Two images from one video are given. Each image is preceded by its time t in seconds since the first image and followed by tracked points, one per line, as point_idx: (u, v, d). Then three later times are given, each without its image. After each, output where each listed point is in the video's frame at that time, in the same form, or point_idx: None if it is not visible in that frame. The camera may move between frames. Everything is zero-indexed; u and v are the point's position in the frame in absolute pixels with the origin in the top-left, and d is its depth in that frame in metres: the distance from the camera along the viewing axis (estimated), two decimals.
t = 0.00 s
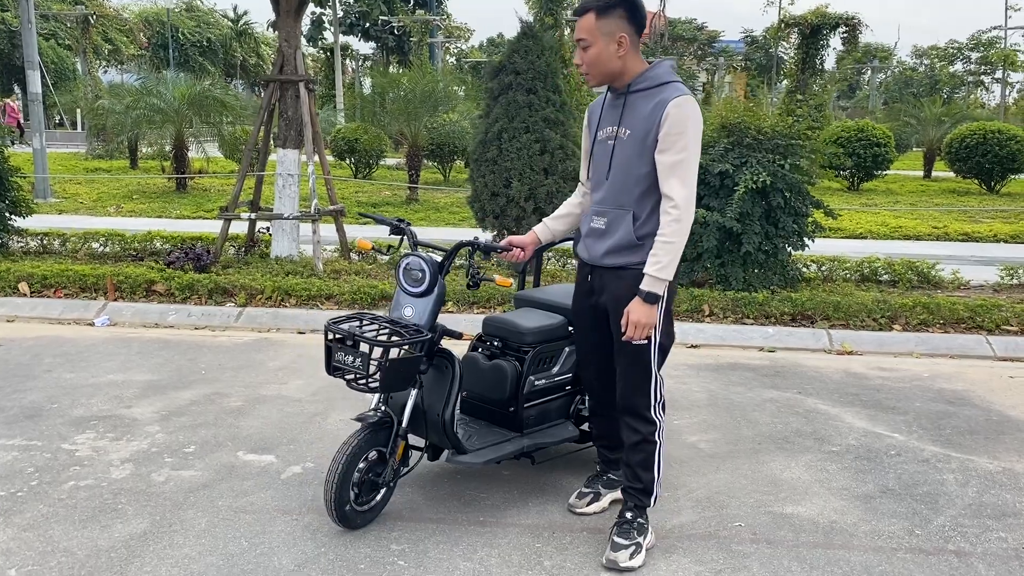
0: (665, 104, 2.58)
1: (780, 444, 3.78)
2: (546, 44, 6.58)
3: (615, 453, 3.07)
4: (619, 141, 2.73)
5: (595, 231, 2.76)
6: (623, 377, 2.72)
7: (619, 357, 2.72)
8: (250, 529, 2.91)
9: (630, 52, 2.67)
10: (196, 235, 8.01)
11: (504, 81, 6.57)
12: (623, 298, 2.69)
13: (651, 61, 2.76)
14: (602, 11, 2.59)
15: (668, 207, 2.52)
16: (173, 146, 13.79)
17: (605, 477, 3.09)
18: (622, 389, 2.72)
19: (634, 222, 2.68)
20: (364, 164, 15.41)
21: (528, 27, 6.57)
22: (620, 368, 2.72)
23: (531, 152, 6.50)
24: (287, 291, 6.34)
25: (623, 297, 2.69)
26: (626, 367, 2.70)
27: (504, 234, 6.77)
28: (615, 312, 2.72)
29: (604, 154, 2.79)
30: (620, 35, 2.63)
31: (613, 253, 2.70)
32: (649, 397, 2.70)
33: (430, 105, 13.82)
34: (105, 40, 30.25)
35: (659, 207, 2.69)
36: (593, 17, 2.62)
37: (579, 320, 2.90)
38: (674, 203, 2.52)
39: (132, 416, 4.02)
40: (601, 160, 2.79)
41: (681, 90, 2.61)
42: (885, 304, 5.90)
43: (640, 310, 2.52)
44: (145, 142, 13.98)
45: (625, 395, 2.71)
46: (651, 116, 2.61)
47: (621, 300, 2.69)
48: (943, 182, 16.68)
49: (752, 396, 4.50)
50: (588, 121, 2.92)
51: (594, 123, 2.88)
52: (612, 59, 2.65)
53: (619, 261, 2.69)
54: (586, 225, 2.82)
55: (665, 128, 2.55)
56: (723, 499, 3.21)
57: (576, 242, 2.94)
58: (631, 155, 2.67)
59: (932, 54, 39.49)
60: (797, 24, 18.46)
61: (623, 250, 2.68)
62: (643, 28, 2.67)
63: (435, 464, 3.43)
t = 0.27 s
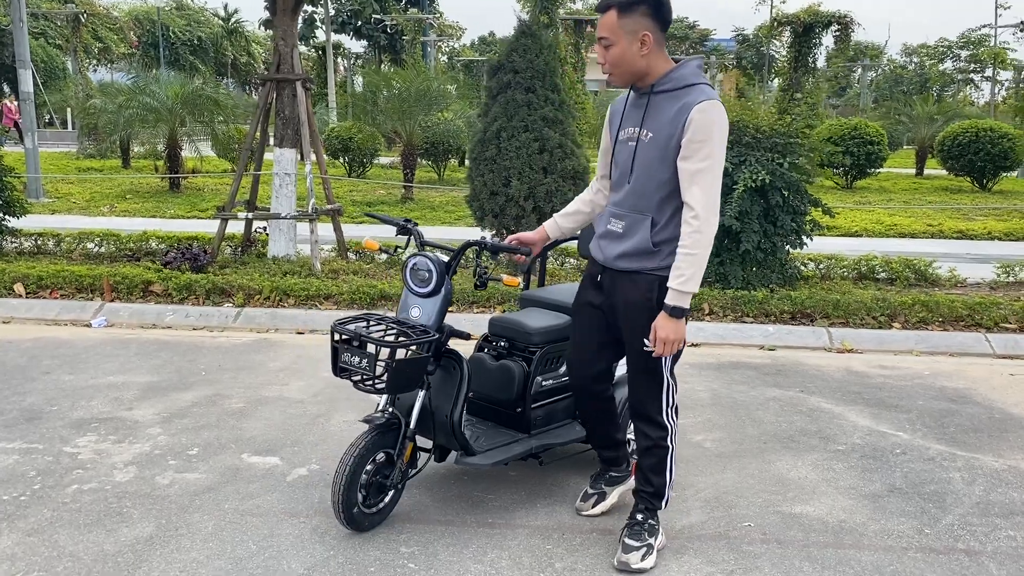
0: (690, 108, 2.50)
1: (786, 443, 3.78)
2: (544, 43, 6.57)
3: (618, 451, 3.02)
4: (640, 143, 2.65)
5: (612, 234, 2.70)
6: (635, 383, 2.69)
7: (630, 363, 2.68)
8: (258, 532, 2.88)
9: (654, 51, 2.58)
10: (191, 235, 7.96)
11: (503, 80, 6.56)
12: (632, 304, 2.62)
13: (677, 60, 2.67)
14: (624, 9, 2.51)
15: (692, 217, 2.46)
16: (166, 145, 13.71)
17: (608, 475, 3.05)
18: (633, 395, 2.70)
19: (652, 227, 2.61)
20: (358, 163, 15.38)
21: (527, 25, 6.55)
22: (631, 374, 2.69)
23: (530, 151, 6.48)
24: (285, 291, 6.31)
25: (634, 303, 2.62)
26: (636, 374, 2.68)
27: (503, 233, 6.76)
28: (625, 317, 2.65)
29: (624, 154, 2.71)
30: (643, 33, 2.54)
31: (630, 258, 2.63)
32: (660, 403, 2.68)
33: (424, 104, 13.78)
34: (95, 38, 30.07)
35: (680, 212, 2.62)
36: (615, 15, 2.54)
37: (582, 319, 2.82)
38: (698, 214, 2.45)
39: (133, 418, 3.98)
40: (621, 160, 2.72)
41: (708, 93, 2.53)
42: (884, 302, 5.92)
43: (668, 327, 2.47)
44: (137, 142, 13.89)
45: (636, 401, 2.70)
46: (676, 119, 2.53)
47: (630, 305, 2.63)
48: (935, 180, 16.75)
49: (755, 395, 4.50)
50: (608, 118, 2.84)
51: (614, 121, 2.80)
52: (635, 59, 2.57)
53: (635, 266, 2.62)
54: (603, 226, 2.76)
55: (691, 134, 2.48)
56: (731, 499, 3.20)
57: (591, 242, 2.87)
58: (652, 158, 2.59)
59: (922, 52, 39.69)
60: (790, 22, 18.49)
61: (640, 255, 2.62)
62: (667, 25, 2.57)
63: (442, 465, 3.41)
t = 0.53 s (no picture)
0: (713, 111, 2.48)
1: (792, 442, 3.78)
2: (543, 42, 6.56)
3: (602, 473, 2.89)
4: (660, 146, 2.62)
5: (627, 235, 2.67)
6: (649, 385, 2.68)
7: (645, 365, 2.67)
8: (267, 535, 2.86)
9: (674, 51, 2.56)
10: (186, 235, 7.90)
11: (501, 79, 6.56)
12: (648, 306, 2.61)
13: (696, 59, 2.65)
14: (644, 8, 2.48)
15: (719, 222, 2.44)
16: (157, 145, 13.61)
17: (586, 498, 2.90)
18: (647, 397, 2.70)
19: (670, 229, 2.58)
20: (351, 162, 15.32)
21: (525, 23, 6.54)
22: (645, 376, 2.68)
23: (529, 150, 6.47)
24: (283, 291, 6.27)
25: (651, 305, 2.60)
26: (653, 375, 2.67)
27: (501, 232, 6.74)
28: (641, 319, 2.64)
29: (642, 156, 2.68)
30: (664, 33, 2.51)
31: (646, 260, 2.61)
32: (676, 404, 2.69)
33: (418, 103, 13.72)
34: (83, 37, 29.85)
35: (698, 215, 2.61)
36: (634, 14, 2.51)
37: (594, 319, 2.78)
38: (724, 219, 2.44)
39: (136, 421, 3.95)
40: (638, 162, 2.69)
41: (731, 96, 2.50)
42: (883, 300, 5.93)
43: (704, 335, 2.45)
44: (128, 141, 13.79)
45: (650, 402, 2.70)
46: (699, 122, 2.51)
47: (645, 307, 2.62)
48: (927, 178, 16.82)
49: (759, 393, 4.50)
50: (623, 118, 2.80)
51: (629, 121, 2.77)
52: (656, 59, 2.54)
53: (651, 269, 2.60)
54: (617, 227, 2.73)
55: (716, 138, 2.46)
56: (741, 498, 3.20)
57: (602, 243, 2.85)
58: (673, 161, 2.57)
59: (911, 50, 39.87)
60: (781, 20, 18.52)
61: (657, 258, 2.59)
62: (686, 23, 2.55)
63: (450, 466, 3.40)
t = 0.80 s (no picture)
0: (722, 108, 2.45)
1: (797, 439, 3.79)
2: (541, 40, 6.56)
3: (589, 491, 2.70)
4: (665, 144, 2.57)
5: (635, 236, 2.62)
6: (662, 384, 2.66)
7: (657, 365, 2.65)
8: (278, 535, 2.85)
9: (675, 47, 2.50)
10: (181, 235, 7.86)
11: (500, 78, 6.56)
12: (661, 306, 2.57)
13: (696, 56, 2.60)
14: (644, 4, 2.43)
15: (733, 218, 2.44)
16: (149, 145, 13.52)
17: (567, 522, 2.71)
18: (659, 396, 2.68)
19: (682, 228, 2.55)
20: (344, 162, 15.28)
21: (524, 22, 6.54)
22: (657, 375, 2.66)
23: (528, 148, 6.47)
24: (282, 291, 6.24)
25: (664, 305, 2.56)
26: (665, 375, 2.65)
27: (500, 231, 6.74)
28: (653, 319, 2.60)
29: (645, 155, 2.63)
30: (664, 29, 2.46)
31: (658, 261, 2.56)
32: (689, 401, 2.68)
33: (412, 102, 13.68)
34: (71, 37, 29.63)
35: (708, 213, 2.58)
36: (633, 12, 2.46)
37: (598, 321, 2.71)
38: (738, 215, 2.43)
39: (139, 422, 3.93)
40: (642, 161, 2.64)
41: (737, 92, 2.48)
42: (881, 297, 5.96)
43: (721, 333, 2.45)
44: (119, 141, 13.70)
45: (661, 401, 2.68)
46: (708, 120, 2.47)
47: (658, 307, 2.57)
48: (918, 175, 16.92)
49: (762, 390, 4.52)
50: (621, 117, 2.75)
51: (628, 119, 2.71)
52: (657, 56, 2.49)
53: (663, 269, 2.56)
54: (622, 227, 2.67)
55: (727, 136, 2.43)
56: (750, 495, 3.21)
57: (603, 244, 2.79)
58: (682, 159, 2.53)
59: (899, 48, 40.08)
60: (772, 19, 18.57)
61: (669, 258, 2.55)
62: (687, 18, 2.50)
63: (458, 465, 3.40)
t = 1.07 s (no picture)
0: (711, 96, 2.42)
1: (798, 434, 3.81)
2: (537, 39, 6.57)
3: (598, 497, 2.69)
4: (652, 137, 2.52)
5: (624, 233, 2.54)
6: (655, 383, 2.62)
7: (650, 364, 2.60)
8: (285, 533, 2.84)
9: (654, 40, 2.45)
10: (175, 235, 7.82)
11: (496, 76, 6.57)
12: (654, 305, 2.51)
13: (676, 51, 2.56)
14: None
15: (728, 206, 2.42)
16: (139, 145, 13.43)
17: (578, 527, 2.71)
18: (653, 395, 2.64)
19: (674, 221, 2.50)
20: (335, 161, 15.23)
21: (519, 21, 6.55)
22: (650, 374, 2.61)
23: (524, 147, 6.47)
24: (278, 290, 6.22)
25: (657, 304, 2.51)
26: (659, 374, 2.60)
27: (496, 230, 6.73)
28: (645, 319, 2.54)
29: (630, 149, 2.57)
30: (642, 22, 2.41)
31: (651, 257, 2.49)
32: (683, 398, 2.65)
33: (403, 101, 13.65)
34: (57, 37, 29.44)
35: (697, 205, 2.54)
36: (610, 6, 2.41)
37: (588, 323, 2.64)
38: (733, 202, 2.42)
39: (139, 421, 3.90)
40: (628, 155, 2.57)
41: (723, 80, 2.46)
42: (877, 293, 5.99)
43: (709, 319, 2.45)
44: (108, 142, 13.61)
45: (656, 399, 2.64)
46: (696, 110, 2.44)
47: (652, 308, 2.52)
48: (907, 174, 17.02)
49: (761, 387, 4.54)
50: (600, 113, 2.68)
51: (609, 114, 2.64)
52: (636, 49, 2.44)
53: (656, 265, 2.49)
54: (609, 225, 2.59)
55: (718, 123, 2.40)
56: (754, 490, 3.22)
57: (585, 244, 2.69)
58: (671, 150, 2.48)
59: (886, 48, 40.29)
60: (762, 19, 18.63)
61: (662, 253, 2.49)
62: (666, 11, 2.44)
63: (463, 463, 3.40)
